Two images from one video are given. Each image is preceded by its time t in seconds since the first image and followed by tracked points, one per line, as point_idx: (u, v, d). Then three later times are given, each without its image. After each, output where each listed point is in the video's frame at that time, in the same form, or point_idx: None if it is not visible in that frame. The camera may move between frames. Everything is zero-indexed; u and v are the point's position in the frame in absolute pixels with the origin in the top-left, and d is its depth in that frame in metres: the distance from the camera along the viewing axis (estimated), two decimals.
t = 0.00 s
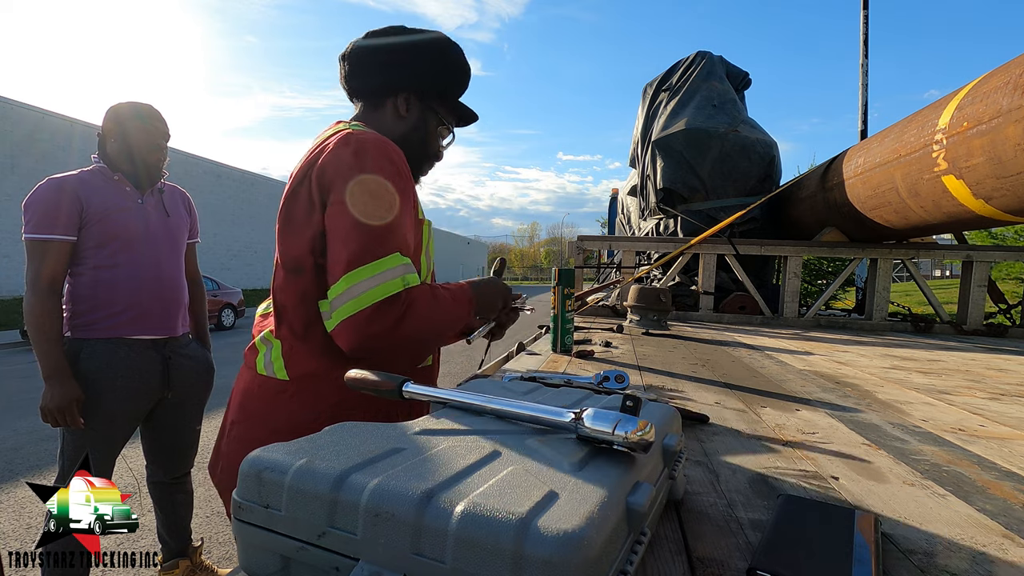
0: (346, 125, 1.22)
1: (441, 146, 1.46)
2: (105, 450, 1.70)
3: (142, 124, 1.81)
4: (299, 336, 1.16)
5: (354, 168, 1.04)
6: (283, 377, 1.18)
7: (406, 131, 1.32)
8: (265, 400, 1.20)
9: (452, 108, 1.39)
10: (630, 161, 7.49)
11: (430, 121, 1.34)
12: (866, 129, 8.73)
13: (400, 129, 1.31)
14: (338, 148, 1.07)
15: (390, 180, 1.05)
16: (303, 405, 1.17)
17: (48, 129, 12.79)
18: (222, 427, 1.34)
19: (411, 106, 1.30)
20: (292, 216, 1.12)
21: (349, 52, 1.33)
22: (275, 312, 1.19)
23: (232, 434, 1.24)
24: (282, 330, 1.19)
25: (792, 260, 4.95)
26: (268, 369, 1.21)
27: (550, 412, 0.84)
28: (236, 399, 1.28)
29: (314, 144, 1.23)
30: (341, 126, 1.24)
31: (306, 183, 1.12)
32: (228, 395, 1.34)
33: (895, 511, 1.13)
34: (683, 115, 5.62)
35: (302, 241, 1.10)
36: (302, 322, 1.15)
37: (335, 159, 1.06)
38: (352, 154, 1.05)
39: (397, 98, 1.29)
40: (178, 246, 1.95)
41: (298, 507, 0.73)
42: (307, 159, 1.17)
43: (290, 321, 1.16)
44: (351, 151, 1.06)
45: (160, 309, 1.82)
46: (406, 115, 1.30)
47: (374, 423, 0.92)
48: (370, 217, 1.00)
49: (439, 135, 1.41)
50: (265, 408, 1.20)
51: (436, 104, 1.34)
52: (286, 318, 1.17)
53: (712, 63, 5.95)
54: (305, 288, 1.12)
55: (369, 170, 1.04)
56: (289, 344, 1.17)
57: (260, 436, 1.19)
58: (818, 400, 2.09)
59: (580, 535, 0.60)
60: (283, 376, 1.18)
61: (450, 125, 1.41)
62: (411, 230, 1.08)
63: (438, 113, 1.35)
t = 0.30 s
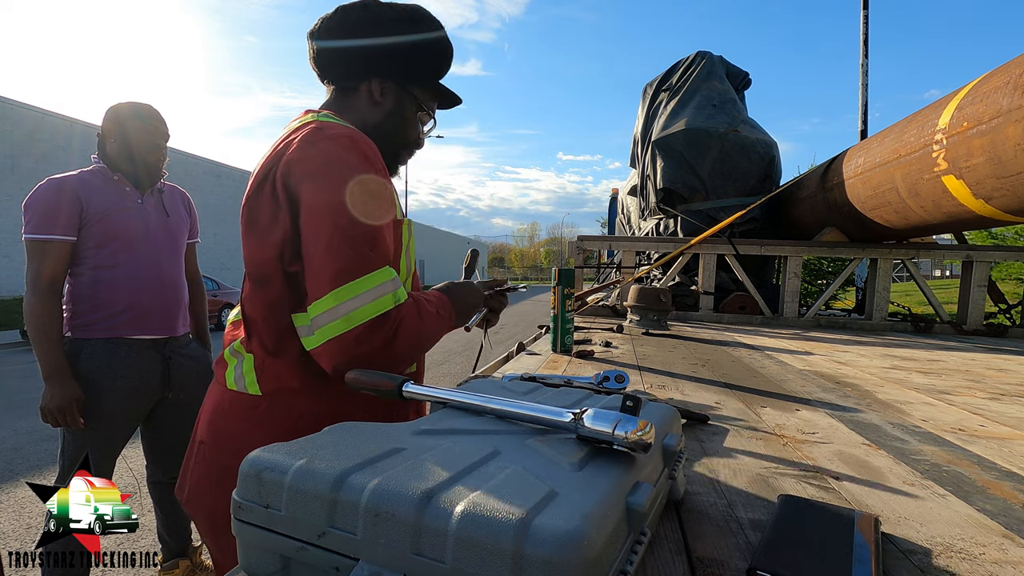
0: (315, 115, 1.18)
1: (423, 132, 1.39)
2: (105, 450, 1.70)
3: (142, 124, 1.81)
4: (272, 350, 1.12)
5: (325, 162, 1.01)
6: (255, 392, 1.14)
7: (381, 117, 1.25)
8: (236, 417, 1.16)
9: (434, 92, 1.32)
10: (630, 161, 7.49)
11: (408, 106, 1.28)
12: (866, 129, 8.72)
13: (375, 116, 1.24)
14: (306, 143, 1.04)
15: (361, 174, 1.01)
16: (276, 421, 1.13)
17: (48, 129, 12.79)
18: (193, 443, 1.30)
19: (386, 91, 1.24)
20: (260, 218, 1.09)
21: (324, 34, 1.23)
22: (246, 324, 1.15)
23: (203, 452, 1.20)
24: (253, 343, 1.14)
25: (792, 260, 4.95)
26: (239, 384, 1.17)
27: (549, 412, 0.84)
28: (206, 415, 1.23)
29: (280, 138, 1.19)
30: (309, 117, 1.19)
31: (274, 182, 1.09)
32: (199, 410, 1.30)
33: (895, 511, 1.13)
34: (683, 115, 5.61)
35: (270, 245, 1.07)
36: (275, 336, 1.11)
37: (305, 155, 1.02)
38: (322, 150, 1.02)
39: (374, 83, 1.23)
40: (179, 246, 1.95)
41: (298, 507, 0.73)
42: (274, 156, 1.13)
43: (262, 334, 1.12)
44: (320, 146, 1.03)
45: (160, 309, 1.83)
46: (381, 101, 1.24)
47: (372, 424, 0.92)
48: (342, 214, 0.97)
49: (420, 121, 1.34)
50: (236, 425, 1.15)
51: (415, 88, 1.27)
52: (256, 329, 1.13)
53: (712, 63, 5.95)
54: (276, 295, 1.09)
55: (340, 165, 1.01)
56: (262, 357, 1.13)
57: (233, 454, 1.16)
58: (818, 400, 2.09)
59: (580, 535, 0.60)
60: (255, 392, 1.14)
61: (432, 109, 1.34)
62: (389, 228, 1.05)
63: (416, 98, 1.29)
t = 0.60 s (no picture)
0: (290, 106, 1.18)
1: (409, 121, 1.38)
2: (105, 450, 1.70)
3: (142, 124, 1.80)
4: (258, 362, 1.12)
5: (298, 159, 1.01)
6: (241, 406, 1.13)
7: (360, 104, 1.25)
8: (221, 431, 1.15)
9: (418, 79, 1.32)
10: (630, 161, 7.50)
11: (391, 94, 1.27)
12: (866, 129, 8.72)
13: (354, 103, 1.25)
14: (279, 139, 1.03)
15: (339, 166, 1.02)
16: (262, 435, 1.12)
17: (48, 129, 12.79)
18: (177, 454, 1.29)
19: (367, 78, 1.23)
20: (235, 218, 1.08)
21: (312, 29, 1.20)
22: (228, 332, 1.15)
23: (186, 467, 1.19)
24: (238, 353, 1.14)
25: (792, 260, 4.94)
26: (223, 396, 1.16)
27: (549, 412, 0.84)
28: (190, 428, 1.22)
29: (254, 131, 1.18)
30: (286, 108, 1.18)
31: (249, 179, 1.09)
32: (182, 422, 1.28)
33: (896, 510, 1.13)
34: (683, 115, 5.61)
35: (247, 245, 1.06)
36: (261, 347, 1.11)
37: (278, 154, 1.02)
38: (298, 144, 1.02)
39: (354, 69, 1.22)
40: (179, 246, 1.95)
41: (298, 507, 0.73)
42: (248, 152, 1.12)
43: (247, 345, 1.12)
44: (297, 139, 1.03)
45: (160, 309, 1.83)
46: (361, 88, 1.24)
47: (368, 424, 0.92)
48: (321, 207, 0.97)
49: (403, 109, 1.33)
50: (222, 439, 1.15)
51: (398, 76, 1.27)
52: (239, 338, 1.13)
53: (712, 63, 5.95)
54: (256, 299, 1.09)
55: (318, 158, 1.01)
56: (247, 369, 1.13)
57: (220, 466, 1.15)
58: (818, 400, 2.09)
59: (580, 535, 0.60)
60: (240, 404, 1.13)
61: (416, 96, 1.33)
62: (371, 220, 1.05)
63: (398, 84, 1.27)
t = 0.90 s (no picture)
0: (281, 103, 1.18)
1: (402, 114, 1.38)
2: (104, 450, 1.70)
3: (142, 124, 1.80)
4: (253, 367, 1.12)
5: (290, 157, 1.01)
6: (234, 411, 1.13)
7: (355, 99, 1.26)
8: (215, 436, 1.15)
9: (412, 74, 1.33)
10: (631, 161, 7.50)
11: (385, 89, 1.28)
12: (866, 129, 8.72)
13: (348, 99, 1.25)
14: (270, 137, 1.04)
15: (333, 166, 1.02)
16: (256, 441, 1.12)
17: (48, 129, 12.79)
18: (172, 461, 1.29)
19: (361, 74, 1.24)
20: (226, 219, 1.09)
21: (311, 28, 1.19)
22: (221, 336, 1.15)
23: (182, 473, 1.20)
24: (230, 358, 1.14)
25: (792, 260, 4.94)
26: (218, 402, 1.16)
27: (549, 412, 0.84)
28: (185, 435, 1.22)
29: (245, 128, 1.18)
30: (277, 104, 1.18)
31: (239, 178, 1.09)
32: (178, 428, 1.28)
33: (896, 511, 1.13)
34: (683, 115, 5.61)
35: (238, 247, 1.06)
36: (254, 351, 1.12)
37: (269, 151, 1.02)
38: (289, 142, 1.02)
39: (348, 65, 1.22)
40: (178, 247, 1.95)
41: (298, 507, 0.73)
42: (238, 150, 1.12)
43: (241, 349, 1.12)
44: (287, 139, 1.03)
45: (160, 309, 1.83)
46: (354, 84, 1.24)
47: (368, 424, 0.92)
48: (313, 206, 0.97)
49: (398, 103, 1.33)
50: (216, 444, 1.15)
51: (393, 72, 1.27)
52: (233, 342, 1.13)
53: (712, 63, 5.94)
54: (248, 301, 1.09)
55: (309, 156, 1.01)
56: (240, 373, 1.13)
57: (216, 472, 1.15)
58: (818, 400, 2.09)
59: (580, 535, 0.60)
60: (234, 410, 1.13)
61: (409, 90, 1.33)
62: (366, 219, 1.06)
63: (393, 79, 1.28)
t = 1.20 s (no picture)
0: (279, 103, 1.18)
1: (400, 113, 1.39)
2: (105, 450, 1.70)
3: (142, 124, 1.81)
4: (252, 367, 1.12)
5: (288, 157, 1.01)
6: (233, 411, 1.13)
7: (355, 99, 1.26)
8: (213, 437, 1.15)
9: (410, 72, 1.34)
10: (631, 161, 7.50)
11: (384, 88, 1.28)
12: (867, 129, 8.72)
13: (348, 99, 1.25)
14: (267, 137, 1.03)
15: (330, 167, 1.02)
16: (255, 441, 1.12)
17: (48, 129, 12.79)
18: (171, 462, 1.29)
19: (359, 74, 1.24)
20: (224, 219, 1.08)
21: (311, 29, 1.19)
22: (220, 337, 1.15)
23: (181, 474, 1.20)
24: (230, 359, 1.14)
25: (791, 260, 4.94)
26: (217, 402, 1.16)
27: (549, 412, 0.84)
28: (184, 436, 1.22)
29: (244, 127, 1.18)
30: (276, 104, 1.18)
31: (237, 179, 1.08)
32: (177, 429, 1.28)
33: (895, 511, 1.13)
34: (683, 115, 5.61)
35: (236, 247, 1.06)
36: (253, 351, 1.12)
37: (265, 150, 1.02)
38: (287, 143, 1.02)
39: (347, 64, 1.22)
40: (178, 246, 1.95)
41: (298, 507, 0.73)
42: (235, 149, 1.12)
43: (241, 349, 1.13)
44: (286, 139, 1.03)
45: (160, 309, 1.83)
46: (353, 84, 1.24)
47: (371, 424, 0.92)
48: (312, 207, 0.97)
49: (397, 101, 1.34)
50: (214, 445, 1.15)
51: (391, 71, 1.28)
52: (233, 342, 1.13)
53: (712, 63, 5.95)
54: (246, 300, 1.09)
55: (309, 157, 1.01)
56: (239, 374, 1.13)
57: (215, 472, 1.14)
58: (818, 400, 2.09)
59: (580, 535, 0.60)
60: (233, 410, 1.13)
61: (408, 89, 1.34)
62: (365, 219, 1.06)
63: (391, 78, 1.28)
